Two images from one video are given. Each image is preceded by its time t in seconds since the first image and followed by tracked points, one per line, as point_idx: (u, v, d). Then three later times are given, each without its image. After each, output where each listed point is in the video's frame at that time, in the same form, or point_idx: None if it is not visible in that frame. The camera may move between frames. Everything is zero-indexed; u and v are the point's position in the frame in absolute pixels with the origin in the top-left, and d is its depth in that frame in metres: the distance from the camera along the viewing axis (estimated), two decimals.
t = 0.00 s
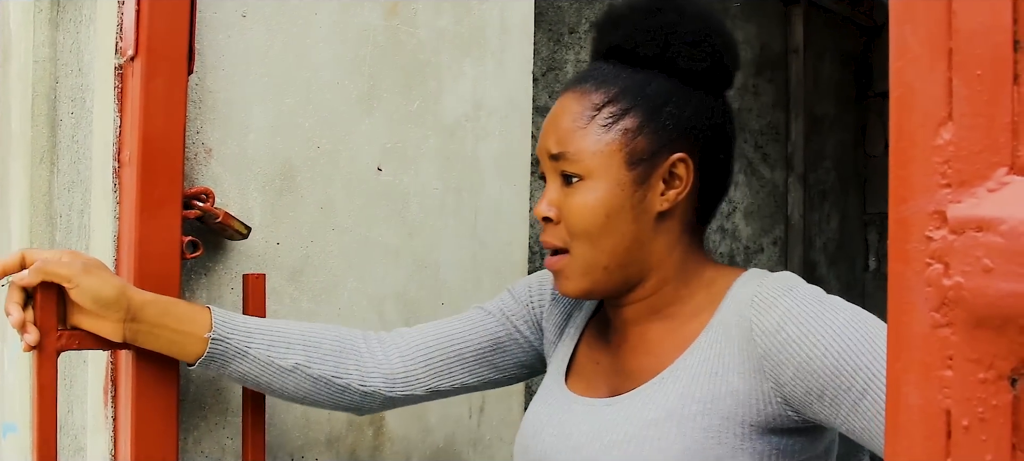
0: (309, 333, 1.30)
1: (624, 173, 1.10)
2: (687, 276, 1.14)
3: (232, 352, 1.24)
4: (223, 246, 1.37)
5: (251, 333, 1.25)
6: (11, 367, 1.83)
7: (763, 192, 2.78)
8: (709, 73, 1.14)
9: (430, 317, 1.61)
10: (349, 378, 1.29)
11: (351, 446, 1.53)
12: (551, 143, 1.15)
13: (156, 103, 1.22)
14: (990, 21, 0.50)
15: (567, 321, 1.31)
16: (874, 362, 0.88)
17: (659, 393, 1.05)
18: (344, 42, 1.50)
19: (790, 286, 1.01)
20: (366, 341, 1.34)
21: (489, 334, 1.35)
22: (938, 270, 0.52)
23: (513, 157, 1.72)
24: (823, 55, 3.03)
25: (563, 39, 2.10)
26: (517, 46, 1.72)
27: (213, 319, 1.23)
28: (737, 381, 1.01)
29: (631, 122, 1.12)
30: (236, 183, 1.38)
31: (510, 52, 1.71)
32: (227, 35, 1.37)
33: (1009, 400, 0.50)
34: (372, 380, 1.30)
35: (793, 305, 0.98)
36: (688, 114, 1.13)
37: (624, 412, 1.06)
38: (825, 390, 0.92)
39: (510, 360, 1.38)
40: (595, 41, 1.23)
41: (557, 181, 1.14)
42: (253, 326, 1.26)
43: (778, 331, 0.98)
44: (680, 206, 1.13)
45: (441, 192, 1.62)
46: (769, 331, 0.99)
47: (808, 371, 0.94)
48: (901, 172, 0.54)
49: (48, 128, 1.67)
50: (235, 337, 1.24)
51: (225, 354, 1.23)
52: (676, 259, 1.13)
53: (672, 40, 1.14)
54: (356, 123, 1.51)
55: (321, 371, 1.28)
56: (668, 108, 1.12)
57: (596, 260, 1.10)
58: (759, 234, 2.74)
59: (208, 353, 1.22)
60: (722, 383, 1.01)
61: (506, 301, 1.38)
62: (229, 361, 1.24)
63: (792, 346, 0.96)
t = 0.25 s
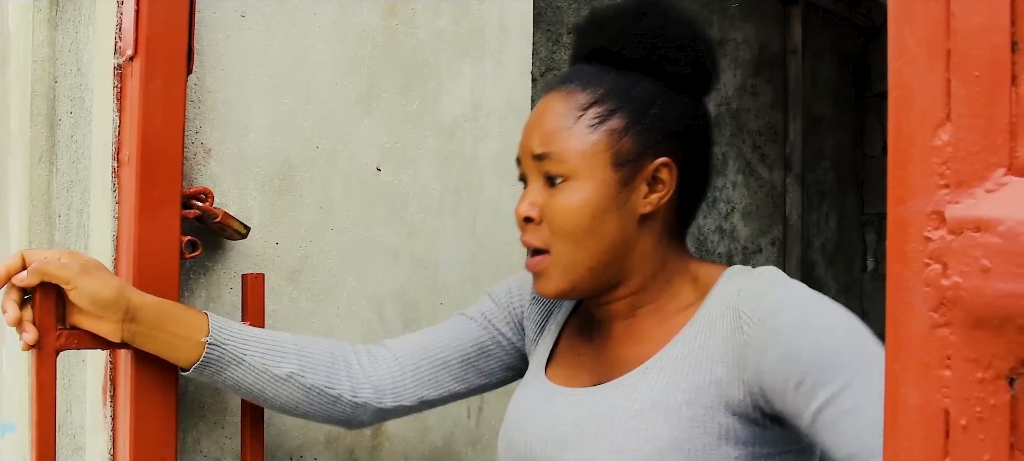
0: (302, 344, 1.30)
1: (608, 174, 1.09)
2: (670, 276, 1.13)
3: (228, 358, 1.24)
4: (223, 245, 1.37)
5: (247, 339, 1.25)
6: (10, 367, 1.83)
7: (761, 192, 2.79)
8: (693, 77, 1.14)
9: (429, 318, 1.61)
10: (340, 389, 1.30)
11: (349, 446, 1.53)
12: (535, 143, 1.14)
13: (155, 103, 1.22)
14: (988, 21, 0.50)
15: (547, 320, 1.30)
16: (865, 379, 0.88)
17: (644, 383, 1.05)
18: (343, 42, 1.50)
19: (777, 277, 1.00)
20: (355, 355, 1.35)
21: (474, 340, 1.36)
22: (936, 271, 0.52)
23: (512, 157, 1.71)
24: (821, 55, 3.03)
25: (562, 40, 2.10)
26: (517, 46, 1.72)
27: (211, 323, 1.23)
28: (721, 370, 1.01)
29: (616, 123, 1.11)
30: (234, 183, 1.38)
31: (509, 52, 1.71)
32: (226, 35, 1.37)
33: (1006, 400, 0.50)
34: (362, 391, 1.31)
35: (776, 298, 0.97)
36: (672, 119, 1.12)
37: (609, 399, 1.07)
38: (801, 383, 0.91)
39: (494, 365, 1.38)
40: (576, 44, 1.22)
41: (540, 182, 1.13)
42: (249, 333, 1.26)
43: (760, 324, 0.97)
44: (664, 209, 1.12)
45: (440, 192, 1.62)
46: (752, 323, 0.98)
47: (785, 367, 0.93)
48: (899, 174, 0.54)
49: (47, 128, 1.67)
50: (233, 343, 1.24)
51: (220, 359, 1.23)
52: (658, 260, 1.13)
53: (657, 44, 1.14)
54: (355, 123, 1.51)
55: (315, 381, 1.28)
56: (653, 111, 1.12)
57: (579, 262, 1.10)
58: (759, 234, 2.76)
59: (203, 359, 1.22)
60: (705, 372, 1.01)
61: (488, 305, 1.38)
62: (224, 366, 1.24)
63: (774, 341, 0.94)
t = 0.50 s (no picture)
0: (300, 362, 1.32)
1: (572, 180, 1.09)
2: (640, 276, 1.14)
3: (230, 365, 1.23)
4: (226, 246, 1.37)
5: (250, 350, 1.26)
6: (13, 367, 1.83)
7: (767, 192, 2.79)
8: (649, 78, 1.15)
9: (432, 319, 1.61)
10: (339, 404, 1.31)
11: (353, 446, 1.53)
12: (498, 152, 1.14)
13: (159, 103, 1.22)
14: (991, 25, 0.58)
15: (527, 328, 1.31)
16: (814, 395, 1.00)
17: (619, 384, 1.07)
18: (345, 42, 1.50)
19: (750, 297, 1.04)
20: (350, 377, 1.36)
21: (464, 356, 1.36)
22: (942, 271, 0.60)
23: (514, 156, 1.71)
24: (823, 55, 3.03)
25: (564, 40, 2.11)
26: (519, 46, 1.71)
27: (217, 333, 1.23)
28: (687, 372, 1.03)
29: (578, 128, 1.11)
30: (238, 183, 1.39)
31: (512, 53, 1.70)
32: (229, 36, 1.37)
33: (1012, 400, 0.58)
34: (360, 409, 1.32)
35: (749, 317, 1.02)
36: (632, 119, 1.13)
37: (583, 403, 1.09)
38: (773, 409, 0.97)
39: (484, 379, 1.38)
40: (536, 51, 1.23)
41: (506, 191, 1.12)
42: (253, 345, 1.27)
43: (725, 342, 1.01)
44: (630, 209, 1.13)
45: (443, 192, 1.62)
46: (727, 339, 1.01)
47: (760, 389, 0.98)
48: (906, 172, 0.62)
49: (51, 128, 1.67)
50: (235, 351, 1.24)
51: (223, 365, 1.23)
52: (629, 259, 1.14)
53: (613, 47, 1.15)
54: (359, 124, 1.51)
55: (313, 394, 1.30)
56: (613, 113, 1.12)
57: (550, 265, 1.10)
58: (761, 234, 2.75)
59: (203, 364, 1.22)
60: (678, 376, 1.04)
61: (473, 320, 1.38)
62: (224, 374, 1.23)
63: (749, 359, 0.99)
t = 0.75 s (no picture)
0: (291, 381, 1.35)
1: (539, 185, 1.11)
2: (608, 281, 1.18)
3: (226, 373, 1.25)
4: (229, 245, 1.37)
5: (246, 362, 1.28)
6: (15, 366, 1.83)
7: (767, 194, 2.76)
8: (610, 80, 1.18)
9: (434, 319, 1.62)
10: (330, 425, 1.33)
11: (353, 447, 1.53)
12: (461, 161, 1.14)
13: (162, 102, 1.22)
14: (999, 25, 0.64)
15: (497, 336, 1.38)
16: (797, 393, 1.04)
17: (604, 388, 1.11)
18: (348, 42, 1.50)
19: (730, 299, 1.07)
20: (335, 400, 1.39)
21: (440, 371, 1.42)
22: (948, 271, 0.65)
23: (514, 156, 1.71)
24: (825, 56, 3.02)
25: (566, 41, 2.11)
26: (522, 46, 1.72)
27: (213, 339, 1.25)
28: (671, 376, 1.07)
29: (541, 133, 1.13)
30: (241, 183, 1.39)
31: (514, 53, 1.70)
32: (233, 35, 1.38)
33: (1017, 400, 0.63)
34: (349, 431, 1.35)
35: (729, 321, 1.05)
36: (594, 123, 1.16)
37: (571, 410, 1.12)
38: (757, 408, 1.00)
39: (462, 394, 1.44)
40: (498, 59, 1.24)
41: (472, 199, 1.12)
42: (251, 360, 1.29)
43: (708, 345, 1.04)
44: (594, 212, 1.15)
45: (446, 192, 1.62)
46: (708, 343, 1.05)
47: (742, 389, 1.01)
48: (913, 172, 0.68)
49: (53, 127, 1.67)
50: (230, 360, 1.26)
51: (220, 372, 1.24)
52: (597, 263, 1.17)
53: (573, 54, 1.17)
54: (360, 124, 1.51)
55: (307, 410, 1.32)
56: (574, 118, 1.14)
57: (521, 271, 1.10)
58: (762, 236, 2.73)
59: (202, 367, 1.23)
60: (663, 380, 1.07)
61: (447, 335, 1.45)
62: (221, 381, 1.25)
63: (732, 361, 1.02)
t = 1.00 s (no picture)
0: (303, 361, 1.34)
1: (567, 193, 1.13)
2: (643, 275, 1.19)
3: (233, 364, 1.25)
4: (229, 246, 1.39)
5: (252, 349, 1.27)
6: (16, 367, 1.83)
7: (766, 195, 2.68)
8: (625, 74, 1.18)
9: (433, 322, 1.58)
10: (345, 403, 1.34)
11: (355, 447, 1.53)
12: (489, 174, 1.18)
13: (162, 102, 1.22)
14: (1002, 28, 0.73)
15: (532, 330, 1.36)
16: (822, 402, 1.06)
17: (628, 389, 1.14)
18: (347, 42, 1.50)
19: (761, 306, 1.09)
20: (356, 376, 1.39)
21: (469, 355, 1.41)
22: (951, 272, 0.74)
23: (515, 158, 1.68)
24: (826, 55, 2.97)
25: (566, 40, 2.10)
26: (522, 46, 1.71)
27: (217, 332, 1.24)
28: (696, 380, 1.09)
29: (565, 139, 1.15)
30: (241, 184, 1.41)
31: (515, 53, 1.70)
32: (233, 36, 1.40)
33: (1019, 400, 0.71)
34: (366, 408, 1.36)
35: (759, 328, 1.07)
36: (617, 119, 1.16)
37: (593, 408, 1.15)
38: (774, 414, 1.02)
39: (493, 381, 1.42)
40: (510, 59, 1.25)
41: (504, 211, 1.16)
42: (257, 345, 1.28)
43: (734, 350, 1.06)
44: (629, 210, 1.17)
45: (445, 192, 1.58)
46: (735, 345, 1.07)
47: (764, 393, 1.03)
48: (915, 172, 0.77)
49: (53, 129, 1.67)
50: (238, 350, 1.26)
51: (226, 365, 1.24)
52: (634, 259, 1.18)
53: (588, 51, 1.17)
54: (362, 124, 1.51)
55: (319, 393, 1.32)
56: (596, 118, 1.15)
57: (558, 277, 1.15)
58: (762, 235, 2.66)
59: (207, 364, 1.23)
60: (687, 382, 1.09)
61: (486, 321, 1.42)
62: (230, 373, 1.25)
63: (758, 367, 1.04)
